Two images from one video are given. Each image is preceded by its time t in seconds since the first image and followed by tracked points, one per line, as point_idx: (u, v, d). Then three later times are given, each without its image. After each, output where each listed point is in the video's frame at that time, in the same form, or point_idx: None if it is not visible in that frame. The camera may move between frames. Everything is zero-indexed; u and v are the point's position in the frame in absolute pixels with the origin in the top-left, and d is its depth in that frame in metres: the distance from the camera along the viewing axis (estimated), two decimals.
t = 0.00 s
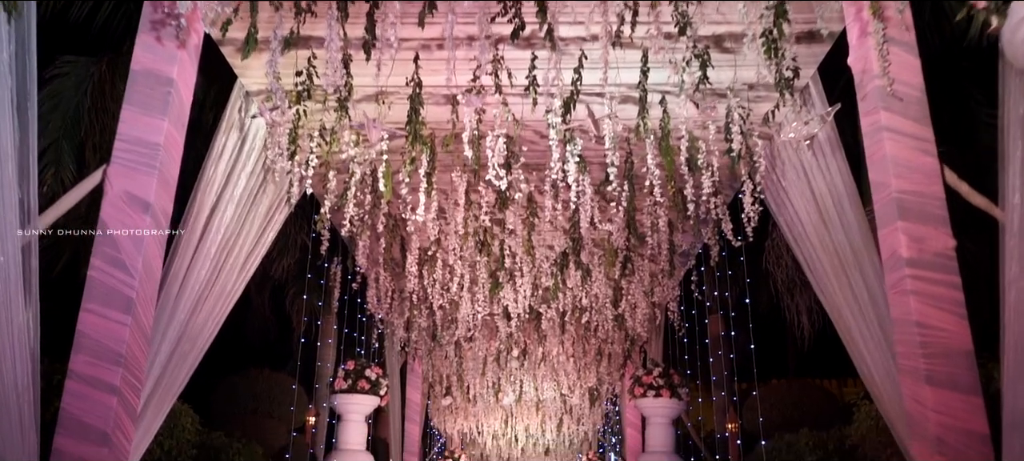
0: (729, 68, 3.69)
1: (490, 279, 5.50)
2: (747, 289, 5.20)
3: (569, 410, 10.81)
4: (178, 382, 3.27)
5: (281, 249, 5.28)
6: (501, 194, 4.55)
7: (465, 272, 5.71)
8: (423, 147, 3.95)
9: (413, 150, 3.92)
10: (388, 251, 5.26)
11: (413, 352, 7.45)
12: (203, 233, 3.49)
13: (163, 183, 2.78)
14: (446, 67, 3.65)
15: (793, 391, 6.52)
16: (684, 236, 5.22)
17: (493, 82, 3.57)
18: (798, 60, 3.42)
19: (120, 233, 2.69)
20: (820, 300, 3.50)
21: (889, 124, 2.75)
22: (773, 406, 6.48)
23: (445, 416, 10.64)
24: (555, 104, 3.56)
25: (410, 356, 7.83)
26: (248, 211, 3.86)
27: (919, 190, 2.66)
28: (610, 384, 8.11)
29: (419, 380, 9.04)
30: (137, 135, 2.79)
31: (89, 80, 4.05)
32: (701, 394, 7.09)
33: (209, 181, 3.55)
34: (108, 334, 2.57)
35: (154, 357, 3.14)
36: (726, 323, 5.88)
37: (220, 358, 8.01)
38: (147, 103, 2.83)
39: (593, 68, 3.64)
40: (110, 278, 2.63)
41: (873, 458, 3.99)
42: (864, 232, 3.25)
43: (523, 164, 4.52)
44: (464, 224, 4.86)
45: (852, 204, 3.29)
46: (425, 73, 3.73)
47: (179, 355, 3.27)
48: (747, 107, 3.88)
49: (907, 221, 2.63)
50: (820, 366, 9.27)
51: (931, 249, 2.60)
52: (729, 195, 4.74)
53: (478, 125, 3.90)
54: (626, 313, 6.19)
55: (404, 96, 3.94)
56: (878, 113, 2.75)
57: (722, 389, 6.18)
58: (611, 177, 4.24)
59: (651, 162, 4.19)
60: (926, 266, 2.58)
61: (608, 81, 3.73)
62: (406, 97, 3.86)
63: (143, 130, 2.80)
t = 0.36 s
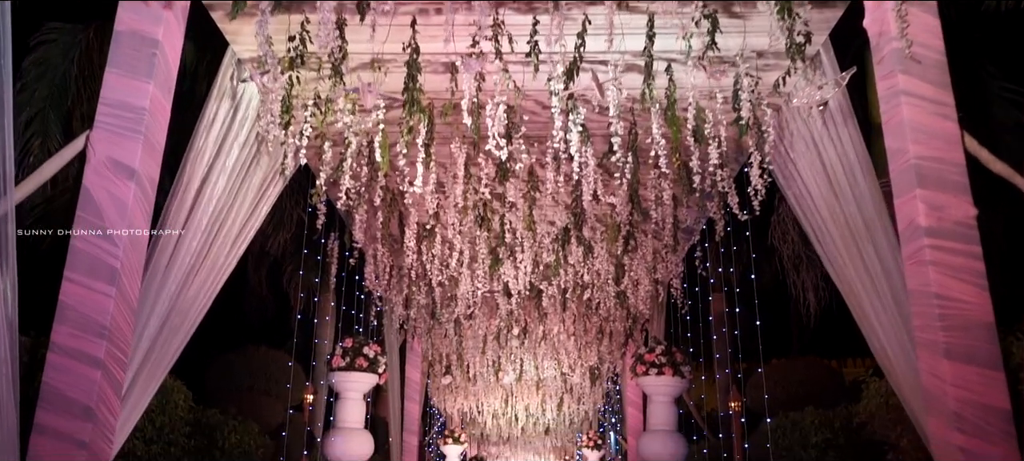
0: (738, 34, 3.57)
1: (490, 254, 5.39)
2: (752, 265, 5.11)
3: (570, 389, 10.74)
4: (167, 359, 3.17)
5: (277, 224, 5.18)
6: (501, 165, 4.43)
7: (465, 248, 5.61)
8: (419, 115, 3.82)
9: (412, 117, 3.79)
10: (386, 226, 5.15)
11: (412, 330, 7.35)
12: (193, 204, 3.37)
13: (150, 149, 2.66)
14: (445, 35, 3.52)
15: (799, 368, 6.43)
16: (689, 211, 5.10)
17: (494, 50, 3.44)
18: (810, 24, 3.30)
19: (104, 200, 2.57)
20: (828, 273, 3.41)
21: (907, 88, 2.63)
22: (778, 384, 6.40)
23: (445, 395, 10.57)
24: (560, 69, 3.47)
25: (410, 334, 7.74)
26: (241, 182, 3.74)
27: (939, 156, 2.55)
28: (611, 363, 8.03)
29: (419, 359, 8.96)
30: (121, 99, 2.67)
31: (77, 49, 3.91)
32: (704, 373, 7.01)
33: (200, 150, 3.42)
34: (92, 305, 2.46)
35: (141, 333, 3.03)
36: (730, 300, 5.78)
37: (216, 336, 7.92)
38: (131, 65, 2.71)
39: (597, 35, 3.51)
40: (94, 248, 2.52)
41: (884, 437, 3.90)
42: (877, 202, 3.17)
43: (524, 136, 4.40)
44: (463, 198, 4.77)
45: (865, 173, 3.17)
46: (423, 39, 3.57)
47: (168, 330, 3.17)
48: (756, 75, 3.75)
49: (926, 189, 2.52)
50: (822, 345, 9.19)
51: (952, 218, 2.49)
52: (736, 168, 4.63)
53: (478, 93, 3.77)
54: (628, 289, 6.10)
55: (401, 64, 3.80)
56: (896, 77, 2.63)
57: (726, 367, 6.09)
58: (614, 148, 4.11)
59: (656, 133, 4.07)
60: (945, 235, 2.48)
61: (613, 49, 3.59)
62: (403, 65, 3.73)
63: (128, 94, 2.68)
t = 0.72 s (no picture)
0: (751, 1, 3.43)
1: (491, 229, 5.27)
2: (759, 241, 5.01)
3: (571, 368, 10.68)
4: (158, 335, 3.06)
5: (274, 198, 5.07)
6: (503, 136, 4.32)
7: (465, 222, 5.51)
8: (417, 82, 3.70)
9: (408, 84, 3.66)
10: (385, 201, 5.04)
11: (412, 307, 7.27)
12: (183, 175, 3.25)
13: (135, 114, 2.54)
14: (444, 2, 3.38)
15: (806, 346, 6.33)
16: (694, 185, 4.99)
17: (494, 15, 3.31)
18: None
19: (85, 166, 2.46)
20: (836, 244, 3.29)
21: (929, 49, 2.50)
22: (784, 362, 6.31)
23: (445, 373, 10.51)
24: (564, 35, 3.35)
25: (409, 311, 7.65)
26: (236, 151, 3.55)
27: (961, 120, 2.43)
28: (613, 340, 7.95)
29: (419, 337, 8.88)
30: (105, 61, 2.55)
31: (65, 13, 3.70)
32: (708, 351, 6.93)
33: (192, 119, 3.30)
34: (74, 275, 2.36)
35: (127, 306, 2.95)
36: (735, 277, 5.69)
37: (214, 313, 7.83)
38: (115, 26, 2.58)
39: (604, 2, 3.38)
40: (76, 217, 2.41)
41: (894, 415, 3.81)
42: (892, 172, 3.08)
43: (527, 107, 4.28)
44: (463, 171, 4.64)
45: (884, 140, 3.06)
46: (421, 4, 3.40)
47: (157, 304, 3.06)
48: (767, 41, 3.63)
49: (948, 154, 2.40)
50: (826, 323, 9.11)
51: (975, 185, 2.38)
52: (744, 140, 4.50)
53: (478, 60, 3.65)
54: (632, 266, 6.00)
55: (399, 30, 3.66)
56: (917, 37, 2.50)
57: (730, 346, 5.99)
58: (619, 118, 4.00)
59: (663, 104, 3.95)
60: (969, 202, 2.37)
61: (618, 14, 3.41)
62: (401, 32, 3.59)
63: (112, 55, 2.55)
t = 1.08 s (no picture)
0: None
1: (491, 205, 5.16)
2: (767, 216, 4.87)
3: (572, 348, 10.60)
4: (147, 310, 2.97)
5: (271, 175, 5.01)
6: (503, 108, 4.20)
7: (465, 196, 5.40)
8: (416, 49, 3.58)
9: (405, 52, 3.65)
10: (382, 175, 4.93)
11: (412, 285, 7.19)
12: (171, 146, 3.12)
13: (118, 76, 2.42)
14: None
15: (811, 324, 6.25)
16: (699, 159, 4.88)
17: None
18: None
19: (63, 130, 2.35)
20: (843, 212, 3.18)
21: (951, 9, 2.38)
22: (790, 340, 6.22)
23: (445, 353, 10.44)
24: None
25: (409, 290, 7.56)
26: (229, 120, 3.37)
27: (986, 83, 2.31)
28: (614, 319, 7.86)
29: (418, 316, 8.80)
30: (85, 21, 2.44)
31: None
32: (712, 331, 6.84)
33: (179, 89, 3.17)
34: (55, 245, 2.26)
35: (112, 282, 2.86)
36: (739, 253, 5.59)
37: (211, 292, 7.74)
38: None
39: None
40: (57, 185, 2.31)
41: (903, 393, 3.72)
42: (910, 140, 2.97)
43: (529, 79, 4.16)
44: (463, 142, 4.49)
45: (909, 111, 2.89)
46: None
47: (143, 279, 2.96)
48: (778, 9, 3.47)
49: (970, 118, 2.29)
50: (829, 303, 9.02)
51: (999, 151, 2.27)
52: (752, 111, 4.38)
53: (478, 27, 3.52)
54: (634, 243, 5.91)
55: None
56: None
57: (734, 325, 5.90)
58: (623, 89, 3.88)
59: (668, 73, 3.82)
60: (993, 169, 2.26)
61: None
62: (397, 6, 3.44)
63: (93, 16, 2.44)
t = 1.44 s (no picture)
0: None
1: (490, 180, 5.04)
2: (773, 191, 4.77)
3: (573, 328, 10.50)
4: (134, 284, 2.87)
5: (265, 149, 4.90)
6: (503, 79, 4.07)
7: (464, 171, 5.28)
8: (414, 14, 3.45)
9: (401, 20, 3.53)
10: (379, 149, 4.81)
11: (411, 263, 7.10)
12: (157, 115, 2.99)
13: (98, 37, 2.32)
14: None
15: (816, 302, 6.19)
16: (704, 132, 4.77)
17: None
18: None
19: (42, 92, 2.26)
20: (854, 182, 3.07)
21: None
22: (795, 318, 6.16)
23: (445, 333, 10.36)
24: None
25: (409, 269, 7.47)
26: (221, 89, 3.21)
27: (1010, 42, 2.21)
28: (616, 298, 7.77)
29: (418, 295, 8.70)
30: None
31: None
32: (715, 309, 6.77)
33: (165, 55, 3.01)
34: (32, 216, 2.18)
35: (96, 256, 2.77)
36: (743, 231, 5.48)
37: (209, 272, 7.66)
38: None
39: None
40: (35, 152, 2.23)
41: (914, 370, 3.63)
42: (929, 108, 2.85)
43: (530, 48, 4.03)
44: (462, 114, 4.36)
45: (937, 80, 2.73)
46: None
47: (130, 252, 2.86)
48: None
49: (995, 79, 2.18)
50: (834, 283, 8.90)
51: None
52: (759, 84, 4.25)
53: None
54: (637, 220, 5.80)
55: None
56: None
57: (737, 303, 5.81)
58: (626, 57, 3.76)
59: (674, 41, 3.69)
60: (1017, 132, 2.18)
61: None
62: None
63: None
